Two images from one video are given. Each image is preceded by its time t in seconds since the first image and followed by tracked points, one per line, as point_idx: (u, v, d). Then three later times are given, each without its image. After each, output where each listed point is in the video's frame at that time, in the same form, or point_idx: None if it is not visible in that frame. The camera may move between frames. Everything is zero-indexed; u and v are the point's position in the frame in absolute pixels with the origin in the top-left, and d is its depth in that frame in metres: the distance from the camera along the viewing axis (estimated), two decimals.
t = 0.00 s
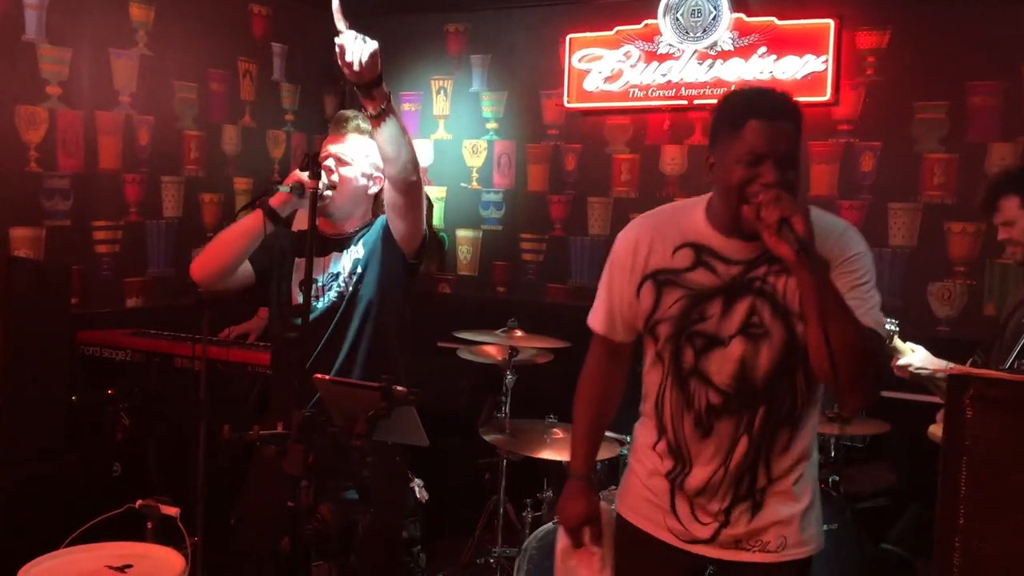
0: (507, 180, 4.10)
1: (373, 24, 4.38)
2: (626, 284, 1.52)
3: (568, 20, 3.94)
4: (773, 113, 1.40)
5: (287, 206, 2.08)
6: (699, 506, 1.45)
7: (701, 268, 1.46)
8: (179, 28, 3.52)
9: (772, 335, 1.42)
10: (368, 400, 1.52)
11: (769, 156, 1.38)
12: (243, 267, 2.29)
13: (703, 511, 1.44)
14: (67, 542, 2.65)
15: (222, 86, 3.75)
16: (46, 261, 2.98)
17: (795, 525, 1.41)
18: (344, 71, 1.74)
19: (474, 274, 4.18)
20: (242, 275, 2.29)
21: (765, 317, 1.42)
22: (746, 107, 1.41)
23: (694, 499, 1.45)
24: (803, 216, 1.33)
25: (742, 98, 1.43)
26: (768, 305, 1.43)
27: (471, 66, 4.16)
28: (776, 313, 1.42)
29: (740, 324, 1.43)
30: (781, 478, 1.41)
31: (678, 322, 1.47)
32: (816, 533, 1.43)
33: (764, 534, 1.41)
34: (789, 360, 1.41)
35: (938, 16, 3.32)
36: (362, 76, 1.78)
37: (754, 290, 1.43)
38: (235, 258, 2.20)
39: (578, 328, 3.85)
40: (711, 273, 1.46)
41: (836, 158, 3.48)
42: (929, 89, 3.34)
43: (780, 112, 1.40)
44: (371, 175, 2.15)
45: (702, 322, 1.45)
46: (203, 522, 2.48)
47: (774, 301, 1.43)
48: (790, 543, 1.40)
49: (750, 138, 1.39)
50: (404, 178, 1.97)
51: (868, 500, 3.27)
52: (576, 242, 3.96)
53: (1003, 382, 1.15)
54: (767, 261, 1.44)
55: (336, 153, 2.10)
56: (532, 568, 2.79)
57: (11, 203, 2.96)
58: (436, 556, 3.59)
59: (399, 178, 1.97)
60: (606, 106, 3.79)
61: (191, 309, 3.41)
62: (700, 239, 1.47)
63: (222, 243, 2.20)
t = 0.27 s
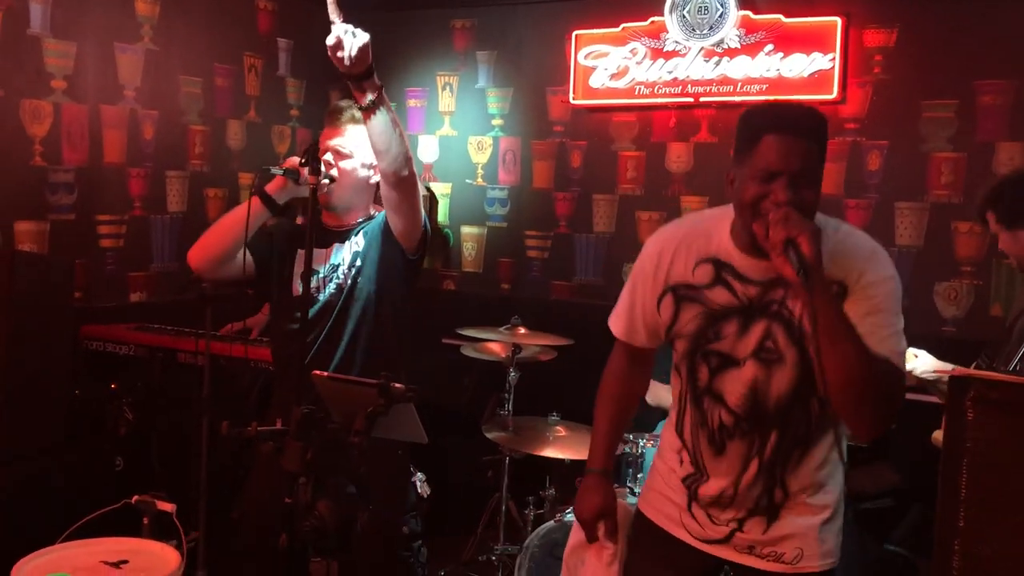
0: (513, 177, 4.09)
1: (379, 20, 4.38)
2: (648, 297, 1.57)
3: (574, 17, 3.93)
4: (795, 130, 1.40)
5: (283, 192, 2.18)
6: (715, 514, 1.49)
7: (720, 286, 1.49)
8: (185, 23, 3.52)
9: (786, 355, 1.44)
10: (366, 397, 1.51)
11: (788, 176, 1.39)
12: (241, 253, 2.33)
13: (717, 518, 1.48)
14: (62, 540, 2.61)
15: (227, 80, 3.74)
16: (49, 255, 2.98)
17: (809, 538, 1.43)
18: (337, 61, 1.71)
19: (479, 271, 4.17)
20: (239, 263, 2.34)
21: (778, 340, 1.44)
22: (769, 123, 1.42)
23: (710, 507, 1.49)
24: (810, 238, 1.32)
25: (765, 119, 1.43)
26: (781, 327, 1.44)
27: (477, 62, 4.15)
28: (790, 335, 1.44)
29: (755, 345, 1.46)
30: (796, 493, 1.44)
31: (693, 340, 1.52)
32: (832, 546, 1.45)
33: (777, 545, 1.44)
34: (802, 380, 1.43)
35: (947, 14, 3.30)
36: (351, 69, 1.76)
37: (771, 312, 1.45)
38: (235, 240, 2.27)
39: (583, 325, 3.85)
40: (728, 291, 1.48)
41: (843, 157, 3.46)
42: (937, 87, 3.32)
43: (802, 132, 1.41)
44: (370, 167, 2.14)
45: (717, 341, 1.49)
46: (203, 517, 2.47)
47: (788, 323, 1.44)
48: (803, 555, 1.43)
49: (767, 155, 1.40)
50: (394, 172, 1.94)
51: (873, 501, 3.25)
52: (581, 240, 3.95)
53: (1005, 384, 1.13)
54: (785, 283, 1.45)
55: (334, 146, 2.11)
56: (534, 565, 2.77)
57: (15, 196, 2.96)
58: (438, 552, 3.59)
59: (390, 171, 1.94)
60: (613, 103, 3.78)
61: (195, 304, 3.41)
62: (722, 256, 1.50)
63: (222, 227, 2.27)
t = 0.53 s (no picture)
0: (517, 175, 4.07)
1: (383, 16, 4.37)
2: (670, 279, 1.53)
3: (579, 14, 3.91)
4: (790, 109, 1.29)
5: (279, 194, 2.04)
6: (719, 506, 1.41)
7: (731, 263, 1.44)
8: (188, 20, 3.52)
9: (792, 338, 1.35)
10: (364, 395, 1.51)
11: (786, 159, 1.28)
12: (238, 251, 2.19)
13: (721, 510, 1.41)
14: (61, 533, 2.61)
15: (231, 77, 3.74)
16: (53, 251, 2.98)
17: (813, 541, 1.33)
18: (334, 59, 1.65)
19: (483, 268, 4.16)
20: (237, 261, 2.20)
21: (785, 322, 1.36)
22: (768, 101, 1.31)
23: (714, 497, 1.42)
24: (774, 221, 1.24)
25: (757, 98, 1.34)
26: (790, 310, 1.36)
27: (481, 59, 4.14)
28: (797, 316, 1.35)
29: (763, 324, 1.38)
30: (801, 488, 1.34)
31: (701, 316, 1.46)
32: (841, 552, 1.35)
33: (779, 544, 1.35)
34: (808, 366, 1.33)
35: (953, 11, 3.28)
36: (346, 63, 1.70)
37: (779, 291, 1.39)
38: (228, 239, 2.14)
39: (586, 324, 3.84)
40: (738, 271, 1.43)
41: (848, 155, 3.45)
42: (943, 85, 3.30)
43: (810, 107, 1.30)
44: (367, 167, 2.07)
45: (725, 316, 1.42)
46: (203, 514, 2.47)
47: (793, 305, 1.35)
48: (805, 558, 1.33)
49: (759, 133, 1.31)
50: (393, 166, 1.85)
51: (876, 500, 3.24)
52: (585, 238, 3.94)
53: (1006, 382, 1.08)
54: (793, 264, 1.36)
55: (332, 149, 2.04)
56: (535, 564, 2.82)
57: (18, 192, 2.96)
58: (439, 550, 3.59)
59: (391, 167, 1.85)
60: (617, 100, 3.77)
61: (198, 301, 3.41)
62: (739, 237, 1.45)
63: (219, 224, 2.15)
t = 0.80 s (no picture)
0: (518, 172, 4.07)
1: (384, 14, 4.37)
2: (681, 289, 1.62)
3: (580, 11, 3.91)
4: (768, 115, 1.39)
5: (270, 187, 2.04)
6: (721, 503, 1.46)
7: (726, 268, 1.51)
8: (189, 18, 3.52)
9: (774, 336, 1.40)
10: (361, 393, 1.52)
11: (759, 160, 1.38)
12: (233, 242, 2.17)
13: (720, 506, 1.46)
14: (62, 530, 2.59)
15: (232, 75, 3.74)
16: (54, 249, 2.99)
17: (807, 540, 1.36)
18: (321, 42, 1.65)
19: (484, 266, 4.16)
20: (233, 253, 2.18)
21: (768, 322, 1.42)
22: (754, 106, 1.41)
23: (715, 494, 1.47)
24: (729, 217, 1.32)
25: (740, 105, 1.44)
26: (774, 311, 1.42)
27: (482, 57, 4.14)
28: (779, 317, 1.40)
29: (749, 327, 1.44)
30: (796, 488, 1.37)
31: (700, 318, 1.54)
32: (840, 552, 1.36)
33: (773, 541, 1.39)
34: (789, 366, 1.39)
35: (954, 7, 3.27)
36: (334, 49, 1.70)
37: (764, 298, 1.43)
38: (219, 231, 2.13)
39: (587, 321, 3.83)
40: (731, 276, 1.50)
41: (850, 152, 3.44)
42: (945, 82, 3.29)
43: (786, 114, 1.39)
44: (362, 156, 2.07)
45: (720, 320, 1.49)
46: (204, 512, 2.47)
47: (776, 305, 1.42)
48: (801, 558, 1.36)
49: (739, 135, 1.40)
50: (386, 156, 1.81)
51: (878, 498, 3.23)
52: (586, 235, 3.93)
53: (1003, 382, 1.10)
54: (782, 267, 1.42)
55: (326, 139, 2.04)
56: (536, 562, 2.83)
57: (20, 191, 2.97)
58: (440, 548, 3.59)
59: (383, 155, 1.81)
60: (620, 98, 3.77)
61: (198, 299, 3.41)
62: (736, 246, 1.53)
63: (213, 217, 2.14)
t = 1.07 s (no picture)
0: (519, 170, 4.07)
1: (384, 12, 4.38)
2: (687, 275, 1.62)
3: (580, 8, 3.91)
4: (763, 95, 1.38)
5: (254, 184, 2.02)
6: (712, 495, 1.46)
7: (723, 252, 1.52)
8: (189, 16, 3.52)
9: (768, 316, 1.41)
10: (358, 389, 1.51)
11: (747, 139, 1.38)
12: (221, 243, 2.15)
13: (708, 500, 1.47)
14: (60, 524, 2.58)
15: (232, 74, 3.74)
16: (54, 248, 2.99)
17: (789, 536, 1.34)
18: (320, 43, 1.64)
19: (485, 265, 4.16)
20: (222, 252, 2.15)
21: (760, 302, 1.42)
22: (750, 85, 1.40)
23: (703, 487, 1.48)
24: (707, 194, 1.35)
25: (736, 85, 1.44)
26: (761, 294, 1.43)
27: (483, 55, 4.14)
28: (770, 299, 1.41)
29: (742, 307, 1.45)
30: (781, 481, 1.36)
31: (699, 300, 1.55)
32: (824, 550, 1.34)
33: (756, 535, 1.38)
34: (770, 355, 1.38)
35: (955, 4, 3.26)
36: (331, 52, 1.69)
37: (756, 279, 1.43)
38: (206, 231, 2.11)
39: (588, 319, 3.83)
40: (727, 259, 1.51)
41: (850, 149, 3.44)
42: (946, 79, 3.28)
43: (782, 96, 1.38)
44: (353, 153, 2.06)
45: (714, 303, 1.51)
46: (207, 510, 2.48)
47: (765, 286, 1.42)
48: (782, 554, 1.35)
49: (732, 118, 1.41)
50: (382, 158, 1.81)
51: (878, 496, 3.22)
52: (586, 233, 3.93)
53: (1000, 378, 1.09)
54: (773, 250, 1.43)
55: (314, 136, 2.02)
56: (536, 560, 2.86)
57: (21, 189, 2.97)
58: (441, 546, 3.58)
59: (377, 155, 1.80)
60: (620, 95, 3.75)
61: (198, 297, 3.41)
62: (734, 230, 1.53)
63: (199, 218, 2.12)
